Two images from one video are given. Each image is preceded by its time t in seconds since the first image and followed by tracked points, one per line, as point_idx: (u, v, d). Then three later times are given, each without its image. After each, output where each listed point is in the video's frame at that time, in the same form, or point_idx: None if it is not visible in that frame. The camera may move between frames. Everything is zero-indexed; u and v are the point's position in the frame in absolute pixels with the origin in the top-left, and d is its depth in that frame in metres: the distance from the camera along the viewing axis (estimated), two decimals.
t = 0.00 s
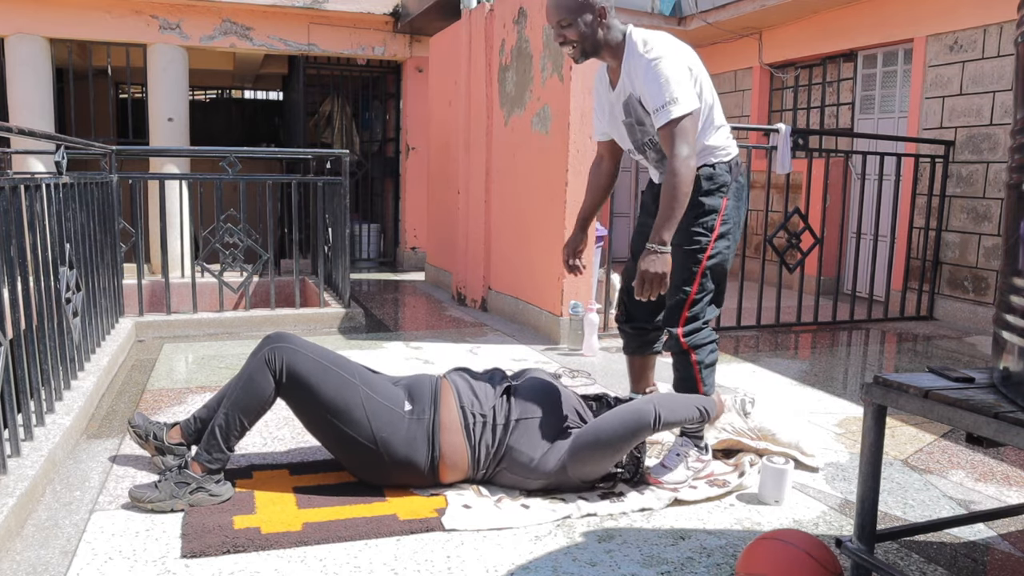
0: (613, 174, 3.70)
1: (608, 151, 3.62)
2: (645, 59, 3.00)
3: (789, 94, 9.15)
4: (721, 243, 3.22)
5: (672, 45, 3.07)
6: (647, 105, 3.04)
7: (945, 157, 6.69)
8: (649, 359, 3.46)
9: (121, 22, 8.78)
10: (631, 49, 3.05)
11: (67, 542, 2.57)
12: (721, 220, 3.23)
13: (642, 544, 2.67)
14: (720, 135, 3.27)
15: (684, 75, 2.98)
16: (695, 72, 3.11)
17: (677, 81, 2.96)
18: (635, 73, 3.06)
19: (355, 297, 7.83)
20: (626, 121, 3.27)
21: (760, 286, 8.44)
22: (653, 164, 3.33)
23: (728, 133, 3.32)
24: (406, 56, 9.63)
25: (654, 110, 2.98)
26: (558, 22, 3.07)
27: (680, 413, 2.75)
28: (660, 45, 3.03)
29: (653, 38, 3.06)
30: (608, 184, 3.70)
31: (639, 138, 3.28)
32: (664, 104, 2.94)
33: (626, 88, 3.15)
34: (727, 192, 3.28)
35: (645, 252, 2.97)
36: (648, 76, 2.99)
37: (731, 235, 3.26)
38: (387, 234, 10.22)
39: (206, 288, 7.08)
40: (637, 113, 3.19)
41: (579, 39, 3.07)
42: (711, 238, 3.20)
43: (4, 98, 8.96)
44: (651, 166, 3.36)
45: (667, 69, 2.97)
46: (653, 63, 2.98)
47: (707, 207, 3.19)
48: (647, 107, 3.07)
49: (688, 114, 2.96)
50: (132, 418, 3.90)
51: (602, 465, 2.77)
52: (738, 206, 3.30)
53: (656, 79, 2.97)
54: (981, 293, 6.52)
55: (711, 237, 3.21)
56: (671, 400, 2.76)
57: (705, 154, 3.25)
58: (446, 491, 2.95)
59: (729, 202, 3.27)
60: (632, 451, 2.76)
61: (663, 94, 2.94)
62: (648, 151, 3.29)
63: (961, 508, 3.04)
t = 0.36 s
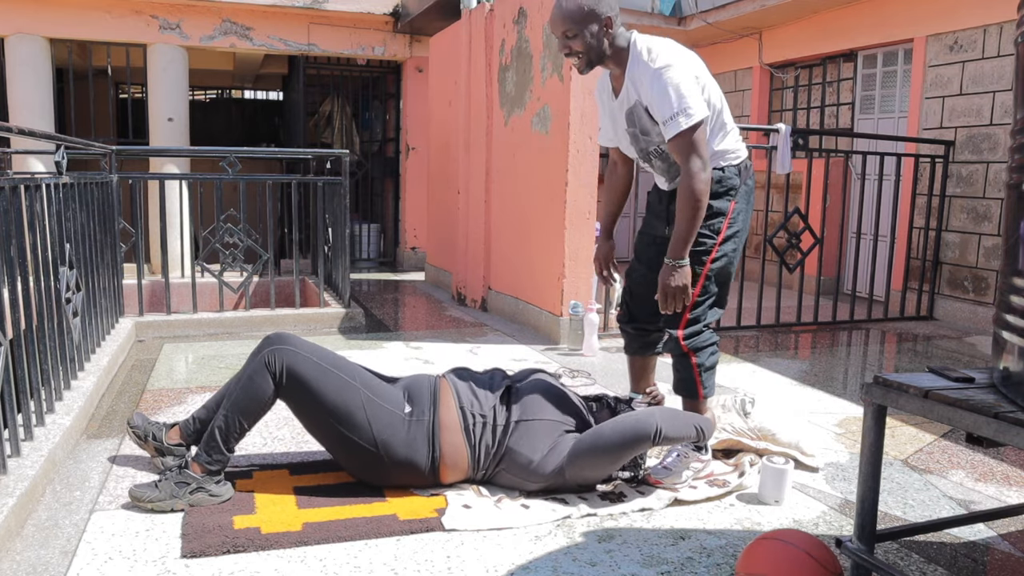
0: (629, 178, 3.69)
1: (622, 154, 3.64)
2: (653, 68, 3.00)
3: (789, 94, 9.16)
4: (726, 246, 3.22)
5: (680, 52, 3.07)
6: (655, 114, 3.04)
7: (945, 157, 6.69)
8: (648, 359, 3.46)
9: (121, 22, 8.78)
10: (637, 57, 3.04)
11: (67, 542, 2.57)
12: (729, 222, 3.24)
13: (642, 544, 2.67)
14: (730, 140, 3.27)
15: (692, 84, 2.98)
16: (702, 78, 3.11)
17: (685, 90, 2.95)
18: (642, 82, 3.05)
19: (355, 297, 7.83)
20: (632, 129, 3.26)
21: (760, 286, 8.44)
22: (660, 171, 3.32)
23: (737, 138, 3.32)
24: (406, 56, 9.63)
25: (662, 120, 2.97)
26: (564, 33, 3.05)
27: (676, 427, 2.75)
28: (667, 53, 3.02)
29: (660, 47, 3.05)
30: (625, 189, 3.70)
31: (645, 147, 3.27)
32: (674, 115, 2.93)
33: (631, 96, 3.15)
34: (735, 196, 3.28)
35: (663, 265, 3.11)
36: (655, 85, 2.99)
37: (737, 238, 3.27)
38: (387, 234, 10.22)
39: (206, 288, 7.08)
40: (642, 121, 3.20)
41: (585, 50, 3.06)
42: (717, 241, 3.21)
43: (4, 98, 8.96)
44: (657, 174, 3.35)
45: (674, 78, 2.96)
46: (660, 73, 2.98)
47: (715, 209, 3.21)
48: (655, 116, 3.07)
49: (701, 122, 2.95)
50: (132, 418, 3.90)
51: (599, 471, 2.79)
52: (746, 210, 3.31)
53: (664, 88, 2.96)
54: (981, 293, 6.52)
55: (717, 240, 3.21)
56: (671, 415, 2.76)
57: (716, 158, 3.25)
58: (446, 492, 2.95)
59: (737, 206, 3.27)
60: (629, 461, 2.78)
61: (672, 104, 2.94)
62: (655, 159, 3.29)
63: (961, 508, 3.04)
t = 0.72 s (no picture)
0: (644, 180, 3.70)
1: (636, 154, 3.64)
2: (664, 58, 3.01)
3: (789, 94, 9.16)
4: (730, 244, 3.24)
5: (689, 47, 3.09)
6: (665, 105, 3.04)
7: (945, 157, 6.69)
8: (648, 360, 3.46)
9: (121, 22, 8.78)
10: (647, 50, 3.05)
11: (67, 542, 2.57)
12: (733, 221, 3.25)
13: (642, 544, 2.67)
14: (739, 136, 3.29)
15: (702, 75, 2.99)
16: (710, 73, 3.13)
17: (697, 80, 2.96)
18: (652, 74, 3.05)
19: (355, 297, 7.83)
20: (640, 124, 3.24)
21: (760, 285, 8.45)
22: (665, 166, 3.30)
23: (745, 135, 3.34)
24: (406, 56, 9.63)
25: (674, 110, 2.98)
26: (570, 31, 3.07)
27: (681, 429, 2.76)
28: (675, 46, 3.04)
29: (669, 41, 3.07)
30: (641, 190, 3.69)
31: (652, 142, 3.25)
32: (684, 103, 2.94)
33: (639, 89, 3.14)
34: (739, 194, 3.28)
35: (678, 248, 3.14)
36: (666, 77, 2.99)
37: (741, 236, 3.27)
38: (387, 234, 10.22)
39: (206, 288, 7.08)
40: (652, 115, 3.18)
41: (593, 46, 3.07)
42: (722, 238, 3.22)
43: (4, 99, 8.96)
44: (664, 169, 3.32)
45: (684, 68, 2.97)
46: (672, 63, 2.98)
47: (719, 208, 3.20)
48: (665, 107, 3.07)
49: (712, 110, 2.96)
50: (132, 418, 3.90)
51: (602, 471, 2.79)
52: (750, 209, 3.31)
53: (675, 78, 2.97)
54: (981, 293, 6.52)
55: (722, 239, 3.22)
56: (671, 415, 2.76)
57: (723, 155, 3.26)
58: (447, 492, 2.96)
59: (740, 205, 3.27)
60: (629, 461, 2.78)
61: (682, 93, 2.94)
62: (662, 152, 3.26)
63: (961, 508, 3.04)
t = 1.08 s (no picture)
0: (647, 178, 3.69)
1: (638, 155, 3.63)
2: (665, 56, 3.01)
3: (789, 94, 9.16)
4: (728, 244, 3.23)
5: (691, 45, 3.09)
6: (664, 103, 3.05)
7: (945, 157, 6.69)
8: (648, 360, 3.45)
9: (121, 22, 8.77)
10: (648, 47, 3.06)
11: (67, 542, 2.57)
12: (732, 222, 3.25)
13: (642, 544, 2.67)
14: (737, 137, 3.30)
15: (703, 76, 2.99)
16: (711, 73, 3.13)
17: (697, 79, 2.96)
18: (653, 71, 3.06)
19: (355, 297, 7.83)
20: (641, 121, 3.25)
21: (760, 285, 8.45)
22: (664, 164, 3.31)
23: (744, 135, 3.35)
24: (406, 56, 9.63)
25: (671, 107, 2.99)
26: (577, 30, 3.08)
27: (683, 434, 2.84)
28: (677, 45, 3.04)
29: (671, 39, 3.07)
30: (642, 189, 3.69)
31: (653, 138, 3.27)
32: (681, 100, 2.95)
33: (641, 87, 3.15)
34: (739, 197, 3.28)
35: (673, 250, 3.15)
36: (666, 74, 3.00)
37: (739, 237, 3.27)
38: (387, 234, 10.22)
39: (206, 288, 7.08)
40: (652, 113, 3.19)
41: (600, 45, 3.08)
42: (718, 239, 3.22)
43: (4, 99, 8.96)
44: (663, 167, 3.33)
45: (685, 67, 2.97)
46: (672, 61, 2.99)
47: (717, 210, 3.22)
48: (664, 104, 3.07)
49: (710, 109, 2.97)
50: (132, 417, 3.90)
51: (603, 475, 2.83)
52: (750, 211, 3.31)
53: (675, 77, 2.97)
54: (981, 293, 6.52)
55: (719, 240, 3.22)
56: (674, 420, 2.84)
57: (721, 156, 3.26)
58: (447, 493, 2.96)
59: (740, 207, 3.28)
60: (632, 465, 2.83)
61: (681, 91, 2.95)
62: (661, 150, 3.28)
63: (961, 508, 3.04)
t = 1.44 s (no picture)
0: (646, 179, 3.68)
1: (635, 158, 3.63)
2: (665, 61, 3.01)
3: (789, 94, 9.16)
4: (733, 245, 3.23)
5: (692, 49, 3.09)
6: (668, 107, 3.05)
7: (945, 157, 6.69)
8: (648, 360, 3.45)
9: (121, 22, 8.77)
10: (649, 52, 3.05)
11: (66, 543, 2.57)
12: (736, 222, 3.25)
13: (642, 544, 2.67)
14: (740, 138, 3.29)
15: (705, 79, 2.99)
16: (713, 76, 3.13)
17: (700, 83, 2.96)
18: (655, 77, 3.06)
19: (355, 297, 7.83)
20: (642, 125, 3.24)
21: (760, 285, 8.45)
22: (669, 167, 3.30)
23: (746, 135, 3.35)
24: (406, 56, 9.64)
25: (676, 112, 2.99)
26: (573, 32, 3.07)
27: (682, 429, 2.84)
28: (678, 48, 3.04)
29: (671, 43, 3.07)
30: (642, 189, 3.68)
31: (655, 142, 3.26)
32: (685, 105, 2.95)
33: (643, 91, 3.14)
34: (742, 195, 3.29)
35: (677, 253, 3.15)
36: (668, 79, 3.00)
37: (744, 237, 3.27)
38: (387, 234, 10.23)
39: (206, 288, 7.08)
40: (654, 117, 3.18)
41: (595, 48, 3.06)
42: (722, 239, 3.21)
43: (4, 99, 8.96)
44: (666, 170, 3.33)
45: (688, 71, 2.97)
46: (675, 66, 2.99)
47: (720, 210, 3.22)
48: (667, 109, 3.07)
49: (714, 112, 2.98)
50: (132, 417, 3.90)
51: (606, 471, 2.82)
52: (752, 211, 3.31)
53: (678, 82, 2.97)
54: (981, 293, 6.52)
55: (723, 240, 3.22)
56: (673, 418, 2.84)
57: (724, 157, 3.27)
58: (448, 493, 2.96)
59: (744, 207, 3.28)
60: (631, 463, 2.82)
61: (685, 96, 2.95)
62: (665, 154, 3.27)
63: (961, 508, 3.04)
